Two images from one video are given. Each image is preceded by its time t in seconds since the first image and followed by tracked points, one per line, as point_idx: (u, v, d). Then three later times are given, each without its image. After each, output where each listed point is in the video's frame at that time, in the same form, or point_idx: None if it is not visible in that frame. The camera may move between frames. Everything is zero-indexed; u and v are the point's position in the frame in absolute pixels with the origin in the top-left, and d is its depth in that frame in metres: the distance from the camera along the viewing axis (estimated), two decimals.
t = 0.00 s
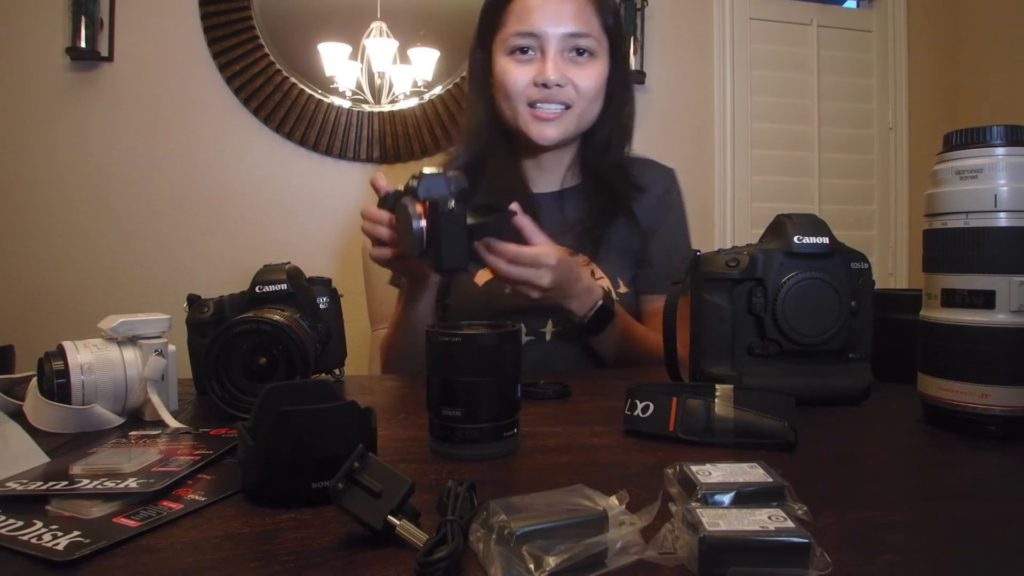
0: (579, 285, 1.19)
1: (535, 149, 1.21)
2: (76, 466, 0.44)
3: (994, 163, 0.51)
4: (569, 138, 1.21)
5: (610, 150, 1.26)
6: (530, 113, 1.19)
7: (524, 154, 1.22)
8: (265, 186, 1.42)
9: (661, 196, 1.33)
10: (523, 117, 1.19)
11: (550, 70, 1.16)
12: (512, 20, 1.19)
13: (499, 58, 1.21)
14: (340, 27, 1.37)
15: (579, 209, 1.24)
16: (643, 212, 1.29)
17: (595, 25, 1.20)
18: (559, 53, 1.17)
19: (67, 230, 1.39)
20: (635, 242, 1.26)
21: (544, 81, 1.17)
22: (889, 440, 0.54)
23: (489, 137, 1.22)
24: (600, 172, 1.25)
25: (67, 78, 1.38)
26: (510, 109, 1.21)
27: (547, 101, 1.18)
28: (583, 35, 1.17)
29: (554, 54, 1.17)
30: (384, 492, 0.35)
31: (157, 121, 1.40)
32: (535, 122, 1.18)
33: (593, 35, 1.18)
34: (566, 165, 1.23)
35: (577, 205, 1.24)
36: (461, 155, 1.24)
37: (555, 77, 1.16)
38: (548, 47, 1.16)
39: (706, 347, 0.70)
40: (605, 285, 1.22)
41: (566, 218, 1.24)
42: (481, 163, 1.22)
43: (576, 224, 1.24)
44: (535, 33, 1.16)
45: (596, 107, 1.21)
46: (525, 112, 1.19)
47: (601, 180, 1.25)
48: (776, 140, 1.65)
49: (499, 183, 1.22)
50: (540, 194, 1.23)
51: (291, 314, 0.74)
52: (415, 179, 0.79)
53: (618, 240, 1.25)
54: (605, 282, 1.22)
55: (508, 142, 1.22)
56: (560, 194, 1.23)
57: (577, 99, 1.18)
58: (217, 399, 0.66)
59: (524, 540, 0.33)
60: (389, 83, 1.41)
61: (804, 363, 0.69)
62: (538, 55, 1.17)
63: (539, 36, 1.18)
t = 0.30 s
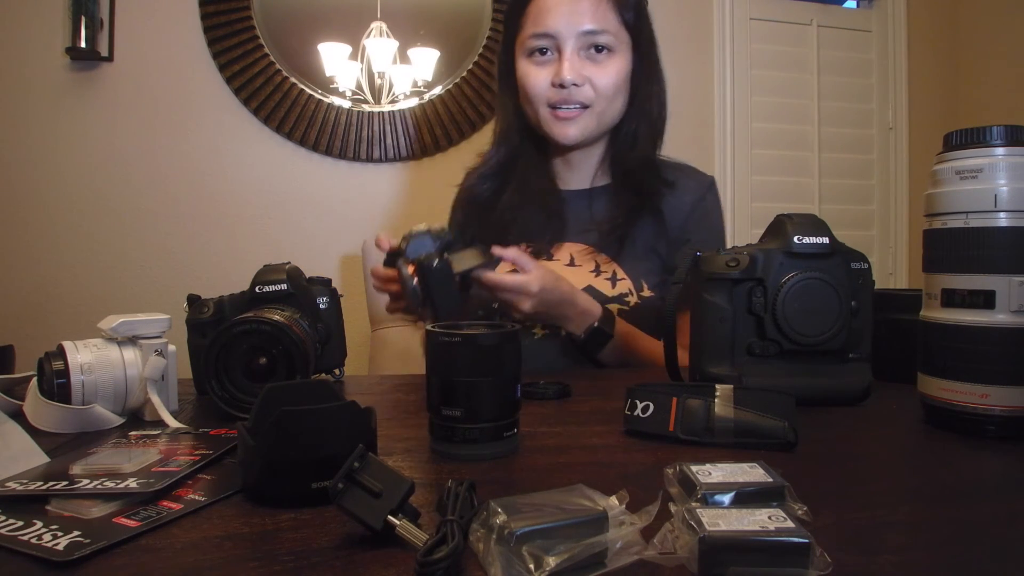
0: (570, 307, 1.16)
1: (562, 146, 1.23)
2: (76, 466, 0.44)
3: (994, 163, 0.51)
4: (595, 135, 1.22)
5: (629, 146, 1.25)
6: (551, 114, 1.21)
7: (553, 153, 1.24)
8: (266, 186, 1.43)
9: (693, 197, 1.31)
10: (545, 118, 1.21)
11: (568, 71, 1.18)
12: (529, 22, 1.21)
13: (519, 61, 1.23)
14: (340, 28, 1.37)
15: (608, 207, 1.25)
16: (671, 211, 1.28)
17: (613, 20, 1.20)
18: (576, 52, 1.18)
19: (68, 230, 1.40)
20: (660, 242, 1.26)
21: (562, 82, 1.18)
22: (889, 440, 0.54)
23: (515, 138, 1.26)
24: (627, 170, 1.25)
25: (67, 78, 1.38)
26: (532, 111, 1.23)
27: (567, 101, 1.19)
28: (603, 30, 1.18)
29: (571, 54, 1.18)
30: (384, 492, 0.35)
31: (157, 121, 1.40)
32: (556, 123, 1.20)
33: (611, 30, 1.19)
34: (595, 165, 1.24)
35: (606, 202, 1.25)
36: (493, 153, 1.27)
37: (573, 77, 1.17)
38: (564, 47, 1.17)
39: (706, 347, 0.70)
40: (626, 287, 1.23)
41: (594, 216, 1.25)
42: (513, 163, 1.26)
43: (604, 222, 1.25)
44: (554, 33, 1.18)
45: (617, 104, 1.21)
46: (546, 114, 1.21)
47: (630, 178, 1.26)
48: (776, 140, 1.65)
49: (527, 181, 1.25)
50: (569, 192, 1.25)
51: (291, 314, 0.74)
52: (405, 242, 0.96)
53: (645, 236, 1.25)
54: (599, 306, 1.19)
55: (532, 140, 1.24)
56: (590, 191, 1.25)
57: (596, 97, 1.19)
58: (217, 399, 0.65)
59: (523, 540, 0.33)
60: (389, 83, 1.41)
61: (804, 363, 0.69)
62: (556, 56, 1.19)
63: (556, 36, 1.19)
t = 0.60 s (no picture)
0: (551, 327, 1.13)
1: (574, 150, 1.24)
2: (76, 466, 0.44)
3: (994, 163, 0.51)
4: (603, 140, 1.22)
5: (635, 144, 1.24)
6: (559, 118, 1.20)
7: (567, 156, 1.26)
8: (266, 186, 1.43)
9: (708, 202, 1.25)
10: (554, 122, 1.21)
11: (574, 75, 1.16)
12: (535, 25, 1.20)
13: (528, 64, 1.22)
14: (341, 28, 1.38)
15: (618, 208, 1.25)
16: (682, 210, 1.24)
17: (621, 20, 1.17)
18: (583, 54, 1.16)
19: (68, 231, 1.40)
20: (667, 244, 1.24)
21: (569, 86, 1.17)
22: (889, 439, 0.54)
23: (526, 141, 1.27)
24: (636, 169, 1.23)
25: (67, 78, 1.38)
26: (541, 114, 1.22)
27: (574, 106, 1.18)
28: (611, 32, 1.16)
29: (577, 57, 1.16)
30: (384, 492, 0.35)
31: (157, 121, 1.40)
32: (565, 127, 1.20)
33: (619, 32, 1.17)
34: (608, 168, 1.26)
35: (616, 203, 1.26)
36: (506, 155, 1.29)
37: (579, 81, 1.16)
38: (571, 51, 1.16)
39: (706, 347, 0.70)
40: (632, 291, 1.21)
41: (604, 218, 1.26)
42: (525, 164, 1.29)
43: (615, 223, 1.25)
44: (560, 36, 1.16)
45: (625, 105, 1.20)
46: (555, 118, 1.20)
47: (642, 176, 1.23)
48: (776, 140, 1.65)
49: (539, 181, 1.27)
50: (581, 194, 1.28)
51: (291, 314, 0.74)
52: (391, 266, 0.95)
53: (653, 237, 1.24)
54: (581, 325, 1.15)
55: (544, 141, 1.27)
56: (601, 193, 1.27)
57: (604, 100, 1.18)
58: (217, 399, 0.65)
59: (524, 540, 0.33)
60: (389, 83, 1.42)
61: (805, 362, 0.69)
62: (563, 60, 1.18)
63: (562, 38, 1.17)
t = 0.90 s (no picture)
0: (540, 332, 1.15)
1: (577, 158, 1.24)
2: (76, 466, 0.44)
3: (994, 163, 0.51)
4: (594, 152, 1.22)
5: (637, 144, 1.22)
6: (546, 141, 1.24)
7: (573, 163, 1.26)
8: (266, 186, 1.43)
9: (716, 211, 1.23)
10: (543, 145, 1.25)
11: (546, 103, 1.18)
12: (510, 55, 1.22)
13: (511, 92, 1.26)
14: (341, 28, 1.38)
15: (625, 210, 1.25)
16: (688, 214, 1.23)
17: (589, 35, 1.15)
18: (552, 80, 1.17)
19: (68, 230, 1.40)
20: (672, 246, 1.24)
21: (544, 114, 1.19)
22: (889, 439, 0.54)
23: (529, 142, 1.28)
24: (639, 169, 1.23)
25: (67, 78, 1.38)
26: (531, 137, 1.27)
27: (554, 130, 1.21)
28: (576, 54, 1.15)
29: (548, 85, 1.18)
30: (384, 492, 0.35)
31: (157, 121, 1.40)
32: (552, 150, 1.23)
33: (586, 50, 1.15)
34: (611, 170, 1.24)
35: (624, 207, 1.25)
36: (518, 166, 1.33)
37: (551, 109, 1.18)
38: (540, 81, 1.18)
39: (707, 347, 0.70)
40: (633, 295, 1.21)
41: (610, 223, 1.26)
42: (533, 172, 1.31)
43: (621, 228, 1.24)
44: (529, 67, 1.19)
45: (608, 116, 1.19)
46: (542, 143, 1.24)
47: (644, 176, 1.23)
48: (776, 140, 1.65)
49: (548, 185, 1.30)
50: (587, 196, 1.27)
51: (291, 314, 0.74)
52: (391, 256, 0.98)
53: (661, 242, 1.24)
54: (571, 329, 1.16)
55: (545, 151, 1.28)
56: (607, 197, 1.26)
57: (581, 120, 1.18)
58: (217, 399, 0.65)
59: (524, 540, 0.33)
60: (389, 83, 1.42)
61: (805, 362, 0.69)
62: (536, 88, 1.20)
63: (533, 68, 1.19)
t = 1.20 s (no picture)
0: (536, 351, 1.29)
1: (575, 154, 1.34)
2: (76, 466, 0.44)
3: (994, 163, 0.51)
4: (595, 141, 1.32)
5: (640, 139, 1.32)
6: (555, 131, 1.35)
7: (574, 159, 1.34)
8: (267, 187, 1.43)
9: (720, 215, 1.32)
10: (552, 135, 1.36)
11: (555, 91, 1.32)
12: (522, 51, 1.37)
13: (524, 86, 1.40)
14: (341, 28, 1.38)
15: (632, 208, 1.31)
16: (690, 213, 1.31)
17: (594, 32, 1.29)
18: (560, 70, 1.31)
19: (68, 230, 1.40)
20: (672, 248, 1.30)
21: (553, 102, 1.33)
22: (889, 439, 0.54)
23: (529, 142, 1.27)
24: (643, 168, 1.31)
25: (67, 78, 1.38)
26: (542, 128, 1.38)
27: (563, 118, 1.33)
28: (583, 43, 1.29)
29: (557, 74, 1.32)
30: (384, 492, 0.35)
31: (157, 121, 1.40)
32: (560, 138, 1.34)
33: (592, 40, 1.29)
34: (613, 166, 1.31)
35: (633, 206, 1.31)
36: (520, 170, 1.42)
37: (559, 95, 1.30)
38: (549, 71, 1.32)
39: (707, 347, 0.70)
40: (637, 298, 1.28)
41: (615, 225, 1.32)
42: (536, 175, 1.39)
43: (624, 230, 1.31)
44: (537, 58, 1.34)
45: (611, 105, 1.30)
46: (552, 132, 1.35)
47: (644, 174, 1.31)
48: (777, 140, 1.65)
49: (550, 189, 1.36)
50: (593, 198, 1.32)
51: (291, 314, 0.74)
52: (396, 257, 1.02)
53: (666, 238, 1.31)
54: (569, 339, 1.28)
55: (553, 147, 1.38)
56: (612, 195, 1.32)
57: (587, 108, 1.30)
58: (217, 399, 0.65)
59: (524, 540, 0.33)
60: (389, 83, 1.42)
61: (804, 363, 0.69)
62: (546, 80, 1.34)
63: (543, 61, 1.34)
